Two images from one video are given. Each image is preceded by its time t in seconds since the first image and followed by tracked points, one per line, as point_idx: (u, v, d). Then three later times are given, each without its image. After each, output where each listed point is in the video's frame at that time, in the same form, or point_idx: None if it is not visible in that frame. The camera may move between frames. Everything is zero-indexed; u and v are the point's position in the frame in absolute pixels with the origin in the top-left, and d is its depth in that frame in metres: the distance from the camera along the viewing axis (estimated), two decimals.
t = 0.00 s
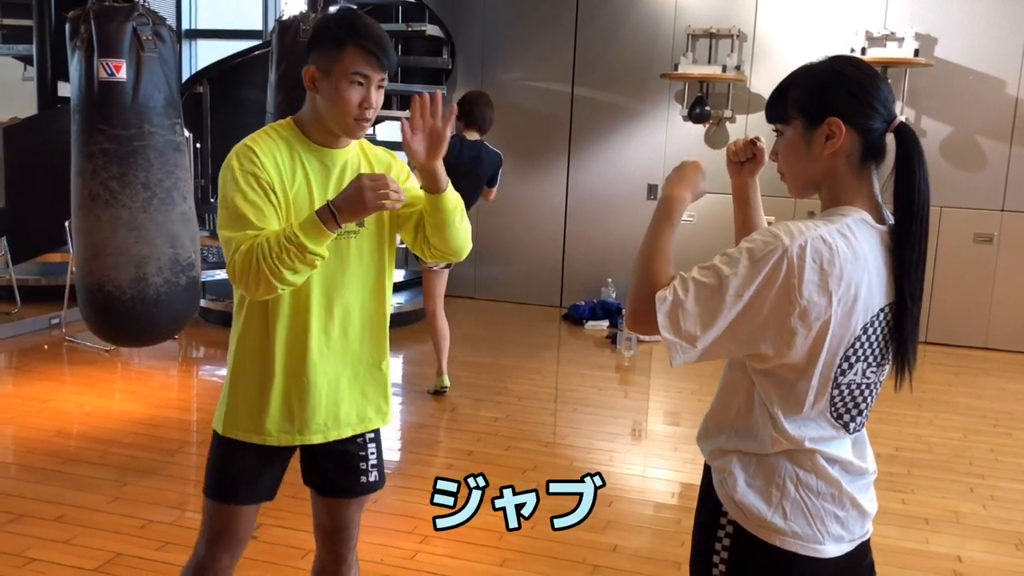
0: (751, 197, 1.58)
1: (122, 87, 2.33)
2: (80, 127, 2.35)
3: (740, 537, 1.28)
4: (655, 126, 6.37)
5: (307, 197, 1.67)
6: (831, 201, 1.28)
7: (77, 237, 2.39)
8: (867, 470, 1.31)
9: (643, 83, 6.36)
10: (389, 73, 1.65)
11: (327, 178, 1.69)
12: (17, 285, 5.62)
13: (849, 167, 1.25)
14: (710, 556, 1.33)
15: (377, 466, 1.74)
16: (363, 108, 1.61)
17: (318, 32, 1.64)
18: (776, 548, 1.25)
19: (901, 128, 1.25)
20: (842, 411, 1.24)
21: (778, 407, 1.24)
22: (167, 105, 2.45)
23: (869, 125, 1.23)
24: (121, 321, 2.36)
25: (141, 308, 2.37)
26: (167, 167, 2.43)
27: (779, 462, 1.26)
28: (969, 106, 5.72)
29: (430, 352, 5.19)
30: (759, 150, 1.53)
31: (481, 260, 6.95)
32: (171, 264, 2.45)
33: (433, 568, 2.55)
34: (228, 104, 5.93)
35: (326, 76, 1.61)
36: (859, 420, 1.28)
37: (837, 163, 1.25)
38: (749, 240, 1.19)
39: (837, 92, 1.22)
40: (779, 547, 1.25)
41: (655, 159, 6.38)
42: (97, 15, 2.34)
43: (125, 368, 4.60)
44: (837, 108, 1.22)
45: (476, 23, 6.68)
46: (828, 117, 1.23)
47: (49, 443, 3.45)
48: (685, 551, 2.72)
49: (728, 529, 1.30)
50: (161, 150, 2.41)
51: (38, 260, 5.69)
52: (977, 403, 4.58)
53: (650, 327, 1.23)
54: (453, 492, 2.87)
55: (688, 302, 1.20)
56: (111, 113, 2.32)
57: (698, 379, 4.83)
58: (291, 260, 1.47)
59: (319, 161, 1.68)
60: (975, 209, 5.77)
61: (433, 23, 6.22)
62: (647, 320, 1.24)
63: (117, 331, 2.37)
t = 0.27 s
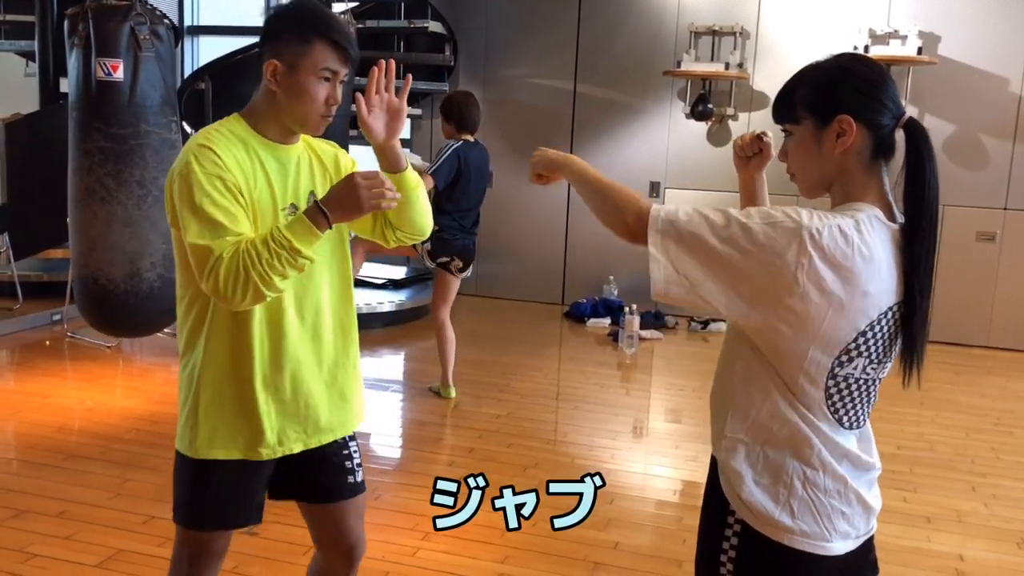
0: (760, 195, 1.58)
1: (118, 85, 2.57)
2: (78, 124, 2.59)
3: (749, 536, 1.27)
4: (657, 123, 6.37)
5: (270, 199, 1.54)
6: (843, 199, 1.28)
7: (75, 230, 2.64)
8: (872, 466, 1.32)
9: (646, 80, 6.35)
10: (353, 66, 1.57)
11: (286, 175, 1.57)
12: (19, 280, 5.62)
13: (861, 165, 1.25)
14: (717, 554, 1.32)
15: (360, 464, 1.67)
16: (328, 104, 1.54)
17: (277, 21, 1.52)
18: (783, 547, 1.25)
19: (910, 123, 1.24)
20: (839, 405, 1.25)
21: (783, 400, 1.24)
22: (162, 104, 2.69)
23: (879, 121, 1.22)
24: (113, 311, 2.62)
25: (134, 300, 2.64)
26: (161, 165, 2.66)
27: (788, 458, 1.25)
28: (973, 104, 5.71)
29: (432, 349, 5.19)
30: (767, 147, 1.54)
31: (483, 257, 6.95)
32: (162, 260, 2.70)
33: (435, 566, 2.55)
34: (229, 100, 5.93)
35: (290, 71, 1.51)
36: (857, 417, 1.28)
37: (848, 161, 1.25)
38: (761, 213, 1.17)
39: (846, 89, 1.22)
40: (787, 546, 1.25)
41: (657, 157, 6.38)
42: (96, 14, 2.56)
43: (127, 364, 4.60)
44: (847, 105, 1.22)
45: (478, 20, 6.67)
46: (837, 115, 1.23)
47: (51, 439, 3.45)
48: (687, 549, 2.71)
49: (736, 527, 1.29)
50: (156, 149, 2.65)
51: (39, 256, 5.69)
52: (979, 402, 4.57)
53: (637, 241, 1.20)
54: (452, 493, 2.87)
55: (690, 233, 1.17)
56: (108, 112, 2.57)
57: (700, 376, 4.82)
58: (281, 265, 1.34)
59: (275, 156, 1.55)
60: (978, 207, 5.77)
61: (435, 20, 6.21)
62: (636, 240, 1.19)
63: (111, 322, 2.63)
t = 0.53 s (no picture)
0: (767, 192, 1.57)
1: (110, 82, 2.97)
2: (72, 120, 3.00)
3: (751, 533, 1.27)
4: (660, 120, 6.35)
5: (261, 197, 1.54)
6: (852, 196, 1.27)
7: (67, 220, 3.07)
8: (878, 463, 1.31)
9: (649, 77, 6.34)
10: (346, 62, 1.55)
11: (278, 173, 1.57)
12: (21, 276, 5.63)
13: (870, 161, 1.25)
14: (720, 553, 1.31)
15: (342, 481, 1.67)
16: (321, 103, 1.52)
17: (268, 17, 1.50)
18: (786, 543, 1.24)
19: (918, 118, 1.24)
20: (843, 401, 1.25)
21: (790, 392, 1.24)
22: (154, 102, 3.08)
23: (886, 116, 1.22)
24: (100, 298, 3.08)
25: (120, 291, 3.09)
26: (151, 160, 3.06)
27: (791, 451, 1.25)
28: (975, 101, 5.70)
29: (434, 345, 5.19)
30: (776, 144, 1.53)
31: (485, 254, 6.94)
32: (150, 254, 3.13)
33: (438, 562, 2.55)
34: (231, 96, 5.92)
35: (282, 69, 1.49)
36: (863, 413, 1.28)
37: (857, 158, 1.25)
38: (764, 198, 1.19)
39: (852, 86, 1.22)
40: (790, 541, 1.24)
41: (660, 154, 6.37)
42: (91, 15, 2.97)
43: (128, 360, 4.60)
44: (853, 102, 1.22)
45: (481, 16, 6.66)
46: (844, 112, 1.22)
47: (53, 434, 3.45)
48: (689, 546, 2.71)
49: (738, 526, 1.29)
50: (146, 145, 3.05)
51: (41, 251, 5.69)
52: (981, 399, 4.57)
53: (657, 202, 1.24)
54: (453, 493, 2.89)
55: (693, 203, 1.20)
56: (100, 109, 2.97)
57: (702, 374, 4.82)
58: (302, 264, 1.33)
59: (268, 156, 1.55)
60: (981, 205, 5.75)
61: (438, 16, 6.20)
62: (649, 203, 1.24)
63: (98, 312, 3.08)
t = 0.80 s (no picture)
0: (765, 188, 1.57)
1: (102, 78, 2.74)
2: (61, 115, 2.76)
3: (757, 532, 1.26)
4: (661, 117, 6.35)
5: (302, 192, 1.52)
6: (853, 191, 1.27)
7: (54, 216, 2.82)
8: (882, 462, 1.31)
9: (650, 74, 6.34)
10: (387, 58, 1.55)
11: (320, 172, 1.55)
12: (22, 273, 5.62)
13: (872, 157, 1.24)
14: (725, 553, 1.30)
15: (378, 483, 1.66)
16: (362, 97, 1.51)
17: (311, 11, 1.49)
18: (790, 541, 1.24)
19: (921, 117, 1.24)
20: (850, 399, 1.25)
21: (796, 391, 1.23)
22: (144, 98, 2.87)
23: (891, 114, 1.22)
24: (89, 297, 2.83)
25: (109, 288, 2.85)
26: (140, 158, 2.84)
27: (798, 450, 1.24)
28: (978, 98, 5.69)
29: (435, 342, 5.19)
30: (774, 142, 1.53)
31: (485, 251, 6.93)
32: (139, 250, 2.89)
33: (438, 559, 2.55)
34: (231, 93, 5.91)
35: (324, 61, 1.48)
36: (868, 411, 1.28)
37: (860, 154, 1.24)
38: (771, 203, 1.20)
39: (859, 81, 1.22)
40: (797, 540, 1.24)
41: (661, 151, 6.36)
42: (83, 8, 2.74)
43: (129, 356, 4.60)
44: (859, 97, 1.22)
45: (482, 13, 6.65)
46: (849, 106, 1.22)
47: (54, 431, 3.45)
48: (690, 543, 2.71)
49: (744, 523, 1.27)
50: (136, 142, 2.82)
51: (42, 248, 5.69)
52: (982, 397, 4.57)
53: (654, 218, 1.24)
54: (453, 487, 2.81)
55: (694, 214, 1.21)
56: (90, 104, 2.73)
57: (703, 371, 4.81)
58: (370, 254, 1.31)
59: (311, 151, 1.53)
60: (983, 202, 5.75)
61: (439, 13, 6.19)
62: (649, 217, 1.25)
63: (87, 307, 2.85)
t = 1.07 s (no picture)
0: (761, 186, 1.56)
1: (95, 76, 2.76)
2: (54, 113, 2.78)
3: (758, 530, 1.26)
4: (662, 115, 6.34)
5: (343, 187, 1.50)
6: (847, 188, 1.27)
7: (44, 215, 2.82)
8: (883, 458, 1.31)
9: (651, 73, 6.33)
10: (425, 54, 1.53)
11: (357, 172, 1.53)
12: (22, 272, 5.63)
13: (867, 154, 1.24)
14: (727, 552, 1.30)
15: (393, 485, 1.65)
16: (403, 94, 1.49)
17: (349, 8, 1.48)
18: (791, 539, 1.24)
19: (918, 115, 1.24)
20: (848, 397, 1.25)
21: (793, 389, 1.23)
22: (138, 97, 2.88)
23: (887, 111, 1.22)
24: (80, 298, 2.79)
25: (98, 288, 2.80)
26: (133, 157, 2.85)
27: (799, 449, 1.24)
28: (978, 96, 5.69)
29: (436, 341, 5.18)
30: (770, 140, 1.53)
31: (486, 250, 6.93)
32: (129, 250, 2.87)
33: (439, 558, 2.55)
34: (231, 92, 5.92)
35: (365, 58, 1.46)
36: (867, 408, 1.28)
37: (855, 150, 1.24)
38: (765, 200, 1.20)
39: (855, 78, 1.21)
40: (798, 539, 1.23)
41: (662, 149, 6.36)
42: (78, 7, 2.77)
43: (130, 356, 4.60)
44: (855, 94, 1.21)
45: (482, 12, 6.65)
46: (845, 103, 1.22)
47: (55, 430, 3.45)
48: (690, 542, 2.71)
49: (745, 522, 1.27)
50: (129, 141, 2.84)
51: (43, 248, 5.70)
52: (984, 395, 4.56)
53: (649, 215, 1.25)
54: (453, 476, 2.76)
55: (689, 210, 1.21)
56: (83, 102, 2.75)
57: (704, 369, 4.81)
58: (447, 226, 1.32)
59: (349, 151, 1.52)
60: (984, 200, 5.74)
61: (439, 12, 6.19)
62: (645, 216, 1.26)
63: (74, 307, 2.80)
